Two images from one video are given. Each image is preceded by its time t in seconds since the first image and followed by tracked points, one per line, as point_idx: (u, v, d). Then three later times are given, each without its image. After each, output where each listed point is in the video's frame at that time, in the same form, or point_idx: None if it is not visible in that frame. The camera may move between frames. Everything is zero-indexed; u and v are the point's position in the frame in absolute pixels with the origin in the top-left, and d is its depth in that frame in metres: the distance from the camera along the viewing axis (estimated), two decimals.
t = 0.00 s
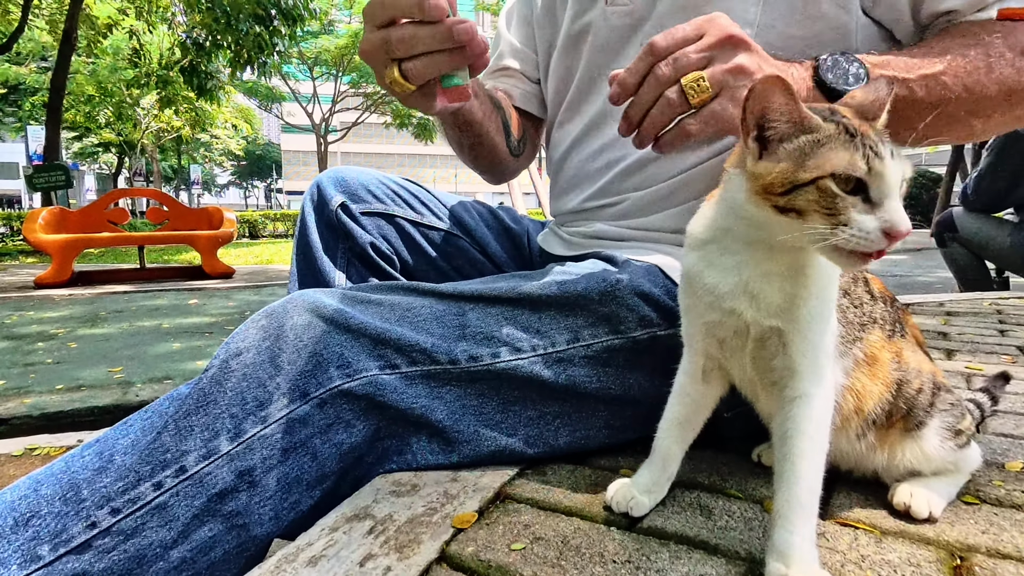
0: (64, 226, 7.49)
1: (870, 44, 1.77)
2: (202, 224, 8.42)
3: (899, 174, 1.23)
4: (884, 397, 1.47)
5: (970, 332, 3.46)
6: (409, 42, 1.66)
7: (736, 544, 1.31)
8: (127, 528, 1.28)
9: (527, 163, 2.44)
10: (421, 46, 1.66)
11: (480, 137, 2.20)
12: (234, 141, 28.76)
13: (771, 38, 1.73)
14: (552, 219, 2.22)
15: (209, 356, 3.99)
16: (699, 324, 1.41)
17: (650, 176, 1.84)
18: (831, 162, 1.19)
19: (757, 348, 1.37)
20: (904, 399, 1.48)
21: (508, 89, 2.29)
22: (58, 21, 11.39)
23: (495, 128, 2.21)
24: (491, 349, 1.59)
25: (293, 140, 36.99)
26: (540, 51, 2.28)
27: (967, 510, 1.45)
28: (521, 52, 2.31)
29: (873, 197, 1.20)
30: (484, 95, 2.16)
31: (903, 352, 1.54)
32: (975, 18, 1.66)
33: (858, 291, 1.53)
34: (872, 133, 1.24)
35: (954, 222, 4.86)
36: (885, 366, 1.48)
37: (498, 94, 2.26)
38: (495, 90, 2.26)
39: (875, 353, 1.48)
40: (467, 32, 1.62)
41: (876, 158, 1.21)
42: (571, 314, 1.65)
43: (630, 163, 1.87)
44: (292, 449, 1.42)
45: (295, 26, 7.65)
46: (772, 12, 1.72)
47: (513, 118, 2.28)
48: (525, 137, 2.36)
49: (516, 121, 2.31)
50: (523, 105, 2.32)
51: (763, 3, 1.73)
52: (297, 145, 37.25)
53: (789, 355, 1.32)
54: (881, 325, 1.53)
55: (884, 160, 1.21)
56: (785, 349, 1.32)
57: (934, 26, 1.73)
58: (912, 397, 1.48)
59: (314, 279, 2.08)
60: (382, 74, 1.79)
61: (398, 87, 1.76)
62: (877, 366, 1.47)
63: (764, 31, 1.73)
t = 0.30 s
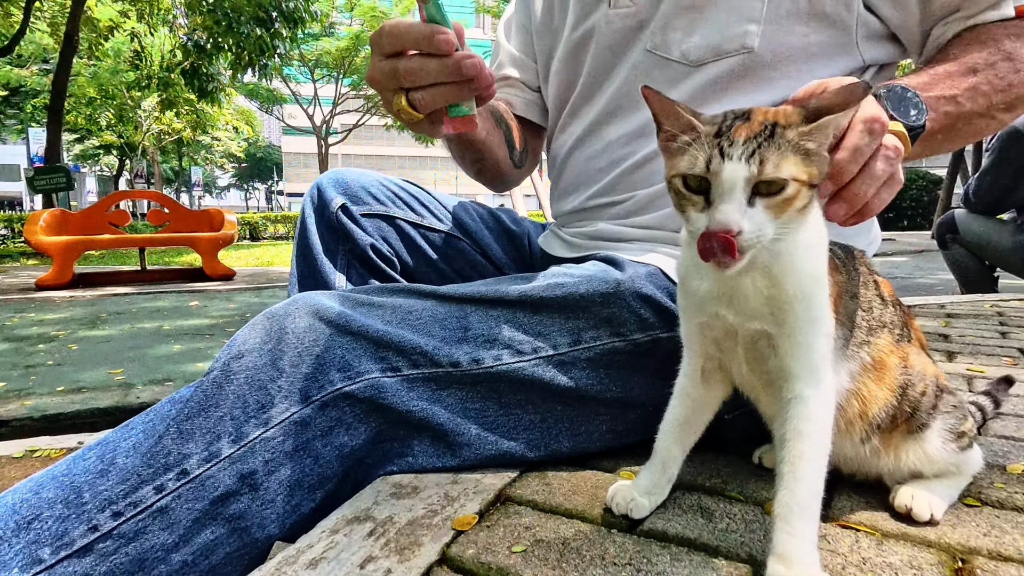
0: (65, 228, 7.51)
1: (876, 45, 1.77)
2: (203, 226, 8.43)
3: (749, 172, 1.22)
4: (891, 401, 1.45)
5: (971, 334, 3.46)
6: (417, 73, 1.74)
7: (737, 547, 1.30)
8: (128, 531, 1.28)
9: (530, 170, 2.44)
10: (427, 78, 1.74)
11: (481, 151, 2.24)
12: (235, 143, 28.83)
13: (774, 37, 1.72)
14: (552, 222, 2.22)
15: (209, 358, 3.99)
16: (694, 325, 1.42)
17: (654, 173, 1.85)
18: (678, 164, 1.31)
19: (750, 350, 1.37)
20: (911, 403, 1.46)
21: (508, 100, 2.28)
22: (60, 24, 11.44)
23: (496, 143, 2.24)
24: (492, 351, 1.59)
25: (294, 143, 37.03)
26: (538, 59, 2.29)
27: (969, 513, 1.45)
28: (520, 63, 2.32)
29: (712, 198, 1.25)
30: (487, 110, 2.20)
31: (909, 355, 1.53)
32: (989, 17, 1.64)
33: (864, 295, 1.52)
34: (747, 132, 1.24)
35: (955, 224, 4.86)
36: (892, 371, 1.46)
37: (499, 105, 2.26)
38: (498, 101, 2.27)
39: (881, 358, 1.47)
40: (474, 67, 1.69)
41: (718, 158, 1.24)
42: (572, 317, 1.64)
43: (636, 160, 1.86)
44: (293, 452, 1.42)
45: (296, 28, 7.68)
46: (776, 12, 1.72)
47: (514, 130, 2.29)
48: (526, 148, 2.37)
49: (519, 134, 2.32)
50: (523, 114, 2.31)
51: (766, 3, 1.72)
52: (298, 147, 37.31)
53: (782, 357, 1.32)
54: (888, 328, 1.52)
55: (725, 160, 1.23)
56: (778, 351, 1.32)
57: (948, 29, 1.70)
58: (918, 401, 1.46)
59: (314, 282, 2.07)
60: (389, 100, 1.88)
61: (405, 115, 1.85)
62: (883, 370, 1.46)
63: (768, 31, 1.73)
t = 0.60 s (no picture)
0: (66, 230, 7.51)
1: (872, 45, 1.76)
2: (203, 227, 8.43)
3: (711, 173, 1.30)
4: (894, 404, 1.45)
5: (972, 336, 3.45)
6: (411, 93, 1.76)
7: (738, 549, 1.30)
8: (128, 533, 1.28)
9: (530, 175, 2.44)
10: (422, 97, 1.77)
11: (482, 158, 2.24)
12: (235, 145, 28.86)
13: (770, 38, 1.72)
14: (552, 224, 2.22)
15: (210, 360, 3.99)
16: (692, 327, 1.42)
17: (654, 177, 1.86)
18: (650, 177, 1.41)
19: (748, 352, 1.37)
20: (913, 404, 1.45)
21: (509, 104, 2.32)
22: (61, 26, 11.46)
23: (496, 150, 2.25)
24: (493, 352, 1.59)
25: (295, 145, 37.06)
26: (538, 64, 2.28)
27: (970, 516, 1.44)
28: (520, 68, 2.32)
29: (684, 200, 1.34)
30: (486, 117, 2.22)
31: (914, 358, 1.53)
32: (952, 52, 1.61)
33: (868, 296, 1.52)
34: (705, 137, 1.34)
35: (955, 226, 4.85)
36: (897, 373, 1.47)
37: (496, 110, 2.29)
38: (495, 108, 2.30)
39: (888, 360, 1.47)
40: (466, 87, 1.74)
41: (682, 165, 1.34)
42: (572, 318, 1.64)
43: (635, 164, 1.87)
44: (293, 454, 1.42)
45: (296, 31, 7.69)
46: (772, 13, 1.72)
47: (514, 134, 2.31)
48: (526, 152, 2.38)
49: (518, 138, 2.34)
50: (524, 117, 2.33)
51: (762, 5, 1.72)
52: (299, 149, 37.35)
53: (780, 360, 1.31)
54: (895, 331, 1.52)
55: (687, 167, 1.32)
56: (776, 353, 1.32)
57: (920, 57, 1.70)
58: (921, 404, 1.46)
59: (314, 284, 2.08)
60: (386, 115, 1.92)
61: (400, 129, 1.89)
62: (889, 372, 1.46)
63: (764, 32, 1.72)
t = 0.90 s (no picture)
0: (67, 231, 7.52)
1: (873, 50, 1.77)
2: (205, 229, 8.44)
3: (636, 171, 1.33)
4: (892, 417, 1.42)
5: (973, 338, 3.45)
6: (406, 106, 1.77)
7: (739, 551, 1.30)
8: (129, 535, 1.28)
9: (530, 180, 2.44)
10: (417, 111, 1.78)
11: (478, 166, 2.25)
12: (236, 147, 28.89)
13: (768, 41, 1.72)
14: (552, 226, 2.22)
15: (211, 362, 3.99)
16: (686, 333, 1.41)
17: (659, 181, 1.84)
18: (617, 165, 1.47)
19: (744, 358, 1.35)
20: (911, 417, 1.43)
21: (506, 111, 2.31)
22: (63, 28, 11.47)
23: (493, 158, 2.27)
24: (494, 354, 1.59)
25: (296, 147, 37.09)
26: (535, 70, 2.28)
27: (971, 518, 1.44)
28: (518, 74, 2.32)
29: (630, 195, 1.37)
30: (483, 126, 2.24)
31: (913, 370, 1.48)
32: (978, 37, 1.60)
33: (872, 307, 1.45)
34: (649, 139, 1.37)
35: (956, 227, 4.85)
36: (893, 389, 1.42)
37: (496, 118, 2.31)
38: (494, 115, 2.31)
39: (885, 374, 1.41)
40: (461, 102, 1.75)
41: (623, 161, 1.39)
42: (573, 320, 1.64)
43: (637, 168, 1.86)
44: (294, 456, 1.42)
45: (298, 33, 7.72)
46: (770, 16, 1.72)
47: (512, 142, 2.33)
48: (524, 158, 2.39)
49: (518, 146, 2.35)
50: (522, 124, 2.33)
51: (760, 7, 1.72)
52: (300, 151, 37.38)
53: (775, 368, 1.29)
54: (895, 343, 1.46)
55: (623, 164, 1.37)
56: (771, 361, 1.29)
57: (940, 47, 1.69)
58: (920, 415, 1.44)
59: (314, 286, 2.08)
60: (380, 128, 1.91)
61: (394, 143, 1.89)
62: (885, 389, 1.41)
63: (762, 35, 1.72)
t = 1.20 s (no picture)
0: (68, 233, 7.53)
1: (873, 52, 1.76)
2: (206, 231, 8.44)
3: (617, 163, 1.35)
4: (893, 427, 1.41)
5: (974, 339, 3.45)
6: (417, 134, 1.78)
7: (740, 554, 1.30)
8: (128, 537, 1.28)
9: (531, 183, 2.44)
10: (428, 139, 1.78)
11: (482, 174, 2.24)
12: (237, 149, 28.91)
13: (765, 43, 1.73)
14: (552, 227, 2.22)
15: (212, 363, 3.99)
16: (680, 335, 1.40)
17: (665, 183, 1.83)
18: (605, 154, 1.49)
19: (739, 361, 1.34)
20: (910, 428, 1.42)
21: (506, 112, 2.31)
22: (64, 31, 11.48)
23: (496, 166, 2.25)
24: (494, 356, 1.59)
25: (296, 149, 37.10)
26: (535, 71, 2.28)
27: (972, 521, 1.44)
28: (518, 75, 2.33)
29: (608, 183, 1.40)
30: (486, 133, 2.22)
31: (913, 383, 1.46)
32: (960, 55, 1.60)
33: (872, 319, 1.43)
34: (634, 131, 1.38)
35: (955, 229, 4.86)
36: (895, 398, 1.41)
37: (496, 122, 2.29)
38: (493, 119, 2.28)
39: (887, 383, 1.41)
40: (474, 132, 1.73)
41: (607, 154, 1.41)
42: (573, 322, 1.65)
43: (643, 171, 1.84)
44: (293, 458, 1.42)
45: (298, 35, 7.73)
46: (766, 17, 1.72)
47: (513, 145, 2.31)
48: (526, 161, 2.40)
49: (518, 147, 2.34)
50: (522, 124, 2.32)
51: (756, 9, 1.73)
52: (300, 153, 37.40)
53: (771, 371, 1.29)
54: (893, 355, 1.44)
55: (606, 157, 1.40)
56: (765, 365, 1.29)
57: (924, 63, 1.69)
58: (919, 425, 1.43)
59: (315, 288, 2.08)
60: (391, 149, 1.93)
61: (405, 164, 1.91)
62: (887, 398, 1.40)
63: (758, 36, 1.73)
